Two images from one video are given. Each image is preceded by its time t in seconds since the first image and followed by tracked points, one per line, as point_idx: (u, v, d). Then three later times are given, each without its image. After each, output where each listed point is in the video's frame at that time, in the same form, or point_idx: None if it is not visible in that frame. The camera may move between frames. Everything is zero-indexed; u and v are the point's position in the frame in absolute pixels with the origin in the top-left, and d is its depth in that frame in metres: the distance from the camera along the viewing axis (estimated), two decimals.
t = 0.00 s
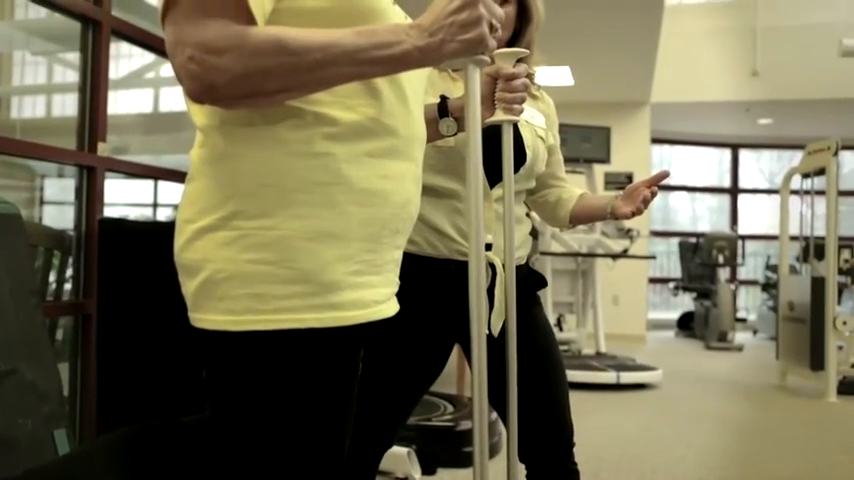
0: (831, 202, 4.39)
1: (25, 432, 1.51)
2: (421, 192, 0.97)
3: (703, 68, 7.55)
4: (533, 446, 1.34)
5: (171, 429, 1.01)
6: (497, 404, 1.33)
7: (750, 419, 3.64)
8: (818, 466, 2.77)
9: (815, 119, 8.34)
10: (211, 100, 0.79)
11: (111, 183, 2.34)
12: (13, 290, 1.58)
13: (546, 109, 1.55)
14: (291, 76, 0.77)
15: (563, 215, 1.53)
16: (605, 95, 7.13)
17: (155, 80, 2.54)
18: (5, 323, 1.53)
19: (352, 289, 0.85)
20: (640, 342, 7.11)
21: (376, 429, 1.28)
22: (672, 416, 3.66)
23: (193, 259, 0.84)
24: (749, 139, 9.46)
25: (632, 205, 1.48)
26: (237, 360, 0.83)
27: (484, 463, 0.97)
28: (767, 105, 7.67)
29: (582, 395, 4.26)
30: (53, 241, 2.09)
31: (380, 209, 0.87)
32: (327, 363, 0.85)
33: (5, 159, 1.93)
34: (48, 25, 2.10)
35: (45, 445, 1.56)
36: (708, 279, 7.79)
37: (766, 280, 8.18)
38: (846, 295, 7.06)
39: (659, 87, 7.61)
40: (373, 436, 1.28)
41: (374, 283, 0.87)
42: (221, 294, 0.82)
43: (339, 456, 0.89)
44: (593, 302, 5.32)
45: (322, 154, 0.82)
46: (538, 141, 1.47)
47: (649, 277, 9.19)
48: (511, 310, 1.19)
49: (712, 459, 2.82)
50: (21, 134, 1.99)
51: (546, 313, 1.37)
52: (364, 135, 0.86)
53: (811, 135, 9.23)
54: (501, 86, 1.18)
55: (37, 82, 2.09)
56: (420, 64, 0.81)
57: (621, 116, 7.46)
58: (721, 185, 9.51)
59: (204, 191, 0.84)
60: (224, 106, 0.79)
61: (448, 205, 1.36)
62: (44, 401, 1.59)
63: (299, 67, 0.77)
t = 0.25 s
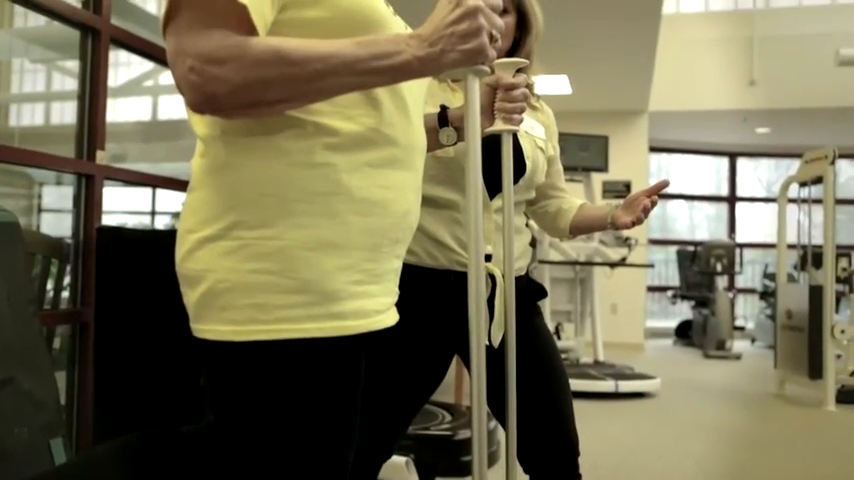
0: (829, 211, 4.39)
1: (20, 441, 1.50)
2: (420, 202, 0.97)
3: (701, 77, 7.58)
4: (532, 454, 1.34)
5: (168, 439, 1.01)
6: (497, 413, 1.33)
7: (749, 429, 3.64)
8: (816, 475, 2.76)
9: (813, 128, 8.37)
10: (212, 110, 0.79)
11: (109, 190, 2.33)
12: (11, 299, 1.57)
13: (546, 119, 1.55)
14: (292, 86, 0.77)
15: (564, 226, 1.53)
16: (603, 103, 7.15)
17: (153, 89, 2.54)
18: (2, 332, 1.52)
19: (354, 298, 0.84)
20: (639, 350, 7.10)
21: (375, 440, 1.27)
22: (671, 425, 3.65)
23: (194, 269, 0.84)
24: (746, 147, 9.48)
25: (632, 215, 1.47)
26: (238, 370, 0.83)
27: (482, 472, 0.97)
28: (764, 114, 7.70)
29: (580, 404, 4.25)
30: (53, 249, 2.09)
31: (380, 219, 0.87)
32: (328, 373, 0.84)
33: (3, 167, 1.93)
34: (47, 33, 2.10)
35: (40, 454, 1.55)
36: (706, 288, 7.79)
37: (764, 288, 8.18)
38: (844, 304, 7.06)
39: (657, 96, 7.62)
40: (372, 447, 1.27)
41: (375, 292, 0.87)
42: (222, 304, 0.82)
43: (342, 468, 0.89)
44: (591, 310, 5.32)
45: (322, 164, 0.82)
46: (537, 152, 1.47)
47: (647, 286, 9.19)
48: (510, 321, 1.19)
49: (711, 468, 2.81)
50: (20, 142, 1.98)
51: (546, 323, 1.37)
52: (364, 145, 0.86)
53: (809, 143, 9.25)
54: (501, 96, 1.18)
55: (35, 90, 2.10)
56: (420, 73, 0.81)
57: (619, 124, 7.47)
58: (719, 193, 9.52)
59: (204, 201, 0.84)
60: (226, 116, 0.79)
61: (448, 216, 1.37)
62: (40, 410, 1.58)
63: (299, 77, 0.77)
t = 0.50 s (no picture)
0: (826, 220, 4.40)
1: (17, 452, 1.45)
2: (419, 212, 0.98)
3: (697, 86, 7.60)
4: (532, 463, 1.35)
5: (168, 448, 1.01)
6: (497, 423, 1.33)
7: (746, 437, 3.63)
8: None
9: (809, 137, 8.40)
10: (212, 122, 0.79)
11: (107, 198, 2.32)
12: (6, 307, 1.54)
13: (545, 130, 1.56)
14: (292, 98, 0.77)
15: (563, 237, 1.54)
16: (600, 112, 7.16)
17: (151, 97, 2.54)
18: None
19: (354, 309, 0.84)
20: (636, 359, 7.09)
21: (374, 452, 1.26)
22: (668, 434, 3.64)
23: (196, 281, 0.84)
24: (743, 156, 9.51)
25: (631, 227, 1.47)
26: (240, 381, 0.83)
27: None
28: (760, 123, 7.72)
29: (578, 413, 4.24)
30: (51, 258, 2.10)
31: (380, 230, 0.87)
32: (330, 385, 0.84)
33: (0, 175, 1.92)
34: (45, 41, 2.11)
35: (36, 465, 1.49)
36: (703, 297, 7.79)
37: (761, 297, 8.19)
38: (841, 313, 7.07)
39: (654, 105, 7.64)
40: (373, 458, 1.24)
41: (376, 303, 0.87)
42: (224, 316, 0.82)
43: None
44: (589, 319, 5.32)
45: (322, 176, 0.82)
46: (537, 163, 1.47)
47: (645, 294, 9.20)
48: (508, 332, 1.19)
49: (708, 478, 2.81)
50: (17, 150, 1.98)
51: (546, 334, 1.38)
52: (364, 156, 0.86)
53: (805, 152, 9.28)
54: (499, 107, 1.19)
55: (34, 98, 2.11)
56: (419, 84, 0.81)
57: (616, 133, 7.49)
58: (715, 202, 9.54)
59: (205, 213, 0.84)
60: (227, 128, 0.80)
61: (448, 227, 1.38)
62: (36, 419, 1.54)
63: (299, 89, 0.77)
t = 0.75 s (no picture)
0: (823, 228, 4.40)
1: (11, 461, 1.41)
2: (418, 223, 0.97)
3: (694, 95, 7.63)
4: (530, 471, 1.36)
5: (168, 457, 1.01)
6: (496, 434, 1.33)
7: (743, 446, 3.63)
8: None
9: (805, 146, 8.43)
10: (212, 136, 0.79)
11: (104, 206, 2.33)
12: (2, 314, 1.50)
13: (545, 140, 1.56)
14: (291, 111, 0.77)
15: (563, 248, 1.56)
16: (598, 121, 7.19)
17: (149, 105, 2.54)
18: None
19: (355, 321, 0.84)
20: (634, 368, 7.09)
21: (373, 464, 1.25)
22: (666, 443, 3.64)
23: (198, 293, 0.85)
24: (740, 165, 9.54)
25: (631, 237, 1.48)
26: (243, 391, 0.84)
27: None
28: (757, 133, 7.75)
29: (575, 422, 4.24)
30: (48, 267, 2.09)
31: (380, 242, 0.87)
32: (330, 396, 0.84)
33: None
34: (44, 50, 2.12)
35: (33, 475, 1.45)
36: (700, 305, 7.80)
37: (759, 306, 8.20)
38: (838, 322, 7.07)
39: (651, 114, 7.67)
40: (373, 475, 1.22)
41: (375, 316, 0.87)
42: (226, 327, 0.83)
43: None
44: (586, 328, 5.32)
45: (321, 189, 0.82)
46: (537, 174, 1.48)
47: (642, 303, 9.21)
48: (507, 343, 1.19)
49: None
50: (15, 158, 1.98)
51: (545, 343, 1.39)
52: (364, 170, 0.86)
53: (802, 161, 9.31)
54: (497, 117, 1.19)
55: (32, 106, 2.11)
56: (417, 96, 0.81)
57: (613, 142, 7.51)
58: (713, 210, 9.56)
59: (206, 226, 0.85)
60: (227, 141, 0.80)
61: (448, 237, 1.38)
62: (32, 428, 1.49)
63: (297, 102, 0.77)
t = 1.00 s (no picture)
0: (820, 236, 4.41)
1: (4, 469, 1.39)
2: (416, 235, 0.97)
3: (691, 103, 7.65)
4: None
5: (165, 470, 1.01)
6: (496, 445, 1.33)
7: (741, 454, 3.62)
8: None
9: (802, 154, 8.46)
10: (211, 151, 0.79)
11: (101, 213, 2.33)
12: None
13: (545, 151, 1.57)
14: (290, 125, 0.78)
15: (564, 257, 1.55)
16: (595, 129, 7.21)
17: (147, 111, 2.55)
18: None
19: (353, 334, 0.84)
20: (632, 376, 7.08)
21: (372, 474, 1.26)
22: (664, 451, 3.64)
23: (196, 308, 0.85)
24: (737, 173, 9.56)
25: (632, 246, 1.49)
26: (242, 405, 0.84)
27: None
28: (754, 140, 7.77)
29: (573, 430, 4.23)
30: (46, 274, 2.10)
31: (379, 255, 0.87)
32: (329, 409, 0.84)
33: None
34: (43, 56, 2.12)
35: None
36: (698, 313, 7.80)
37: (756, 313, 8.21)
38: (836, 329, 7.08)
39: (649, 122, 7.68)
40: None
41: (373, 329, 0.87)
42: (225, 342, 0.83)
43: None
44: (584, 336, 5.32)
45: (320, 201, 0.83)
46: (537, 184, 1.49)
47: (640, 310, 9.21)
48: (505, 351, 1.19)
49: None
50: (13, 165, 1.99)
51: (546, 354, 1.40)
52: (363, 184, 0.86)
53: (799, 169, 9.34)
54: (495, 126, 1.19)
55: (29, 113, 2.12)
56: (414, 106, 0.81)
57: (611, 149, 7.53)
58: (710, 218, 9.57)
59: (204, 240, 0.85)
60: (226, 156, 0.80)
61: (447, 247, 1.38)
62: (27, 437, 1.45)
63: (295, 114, 0.77)
